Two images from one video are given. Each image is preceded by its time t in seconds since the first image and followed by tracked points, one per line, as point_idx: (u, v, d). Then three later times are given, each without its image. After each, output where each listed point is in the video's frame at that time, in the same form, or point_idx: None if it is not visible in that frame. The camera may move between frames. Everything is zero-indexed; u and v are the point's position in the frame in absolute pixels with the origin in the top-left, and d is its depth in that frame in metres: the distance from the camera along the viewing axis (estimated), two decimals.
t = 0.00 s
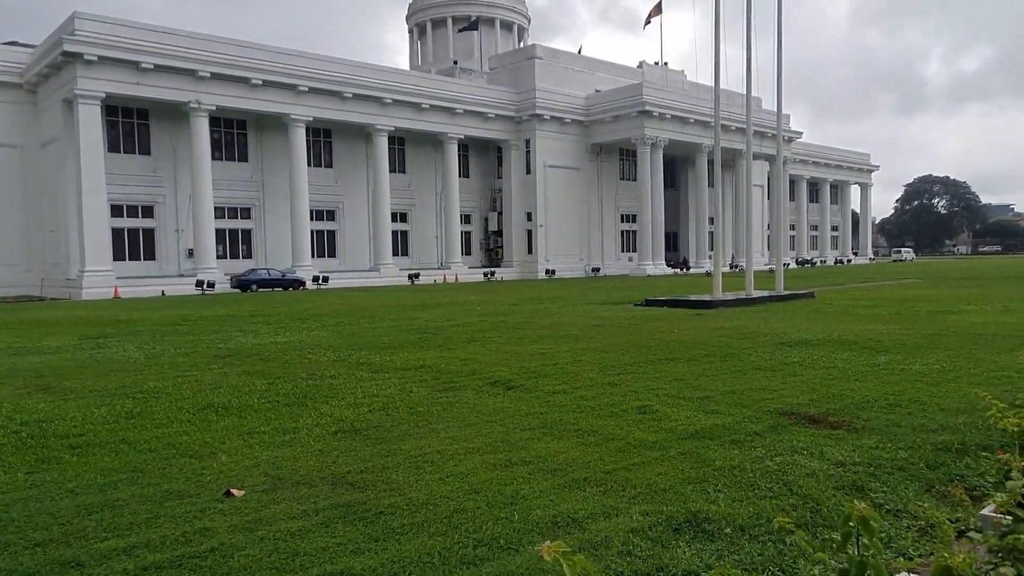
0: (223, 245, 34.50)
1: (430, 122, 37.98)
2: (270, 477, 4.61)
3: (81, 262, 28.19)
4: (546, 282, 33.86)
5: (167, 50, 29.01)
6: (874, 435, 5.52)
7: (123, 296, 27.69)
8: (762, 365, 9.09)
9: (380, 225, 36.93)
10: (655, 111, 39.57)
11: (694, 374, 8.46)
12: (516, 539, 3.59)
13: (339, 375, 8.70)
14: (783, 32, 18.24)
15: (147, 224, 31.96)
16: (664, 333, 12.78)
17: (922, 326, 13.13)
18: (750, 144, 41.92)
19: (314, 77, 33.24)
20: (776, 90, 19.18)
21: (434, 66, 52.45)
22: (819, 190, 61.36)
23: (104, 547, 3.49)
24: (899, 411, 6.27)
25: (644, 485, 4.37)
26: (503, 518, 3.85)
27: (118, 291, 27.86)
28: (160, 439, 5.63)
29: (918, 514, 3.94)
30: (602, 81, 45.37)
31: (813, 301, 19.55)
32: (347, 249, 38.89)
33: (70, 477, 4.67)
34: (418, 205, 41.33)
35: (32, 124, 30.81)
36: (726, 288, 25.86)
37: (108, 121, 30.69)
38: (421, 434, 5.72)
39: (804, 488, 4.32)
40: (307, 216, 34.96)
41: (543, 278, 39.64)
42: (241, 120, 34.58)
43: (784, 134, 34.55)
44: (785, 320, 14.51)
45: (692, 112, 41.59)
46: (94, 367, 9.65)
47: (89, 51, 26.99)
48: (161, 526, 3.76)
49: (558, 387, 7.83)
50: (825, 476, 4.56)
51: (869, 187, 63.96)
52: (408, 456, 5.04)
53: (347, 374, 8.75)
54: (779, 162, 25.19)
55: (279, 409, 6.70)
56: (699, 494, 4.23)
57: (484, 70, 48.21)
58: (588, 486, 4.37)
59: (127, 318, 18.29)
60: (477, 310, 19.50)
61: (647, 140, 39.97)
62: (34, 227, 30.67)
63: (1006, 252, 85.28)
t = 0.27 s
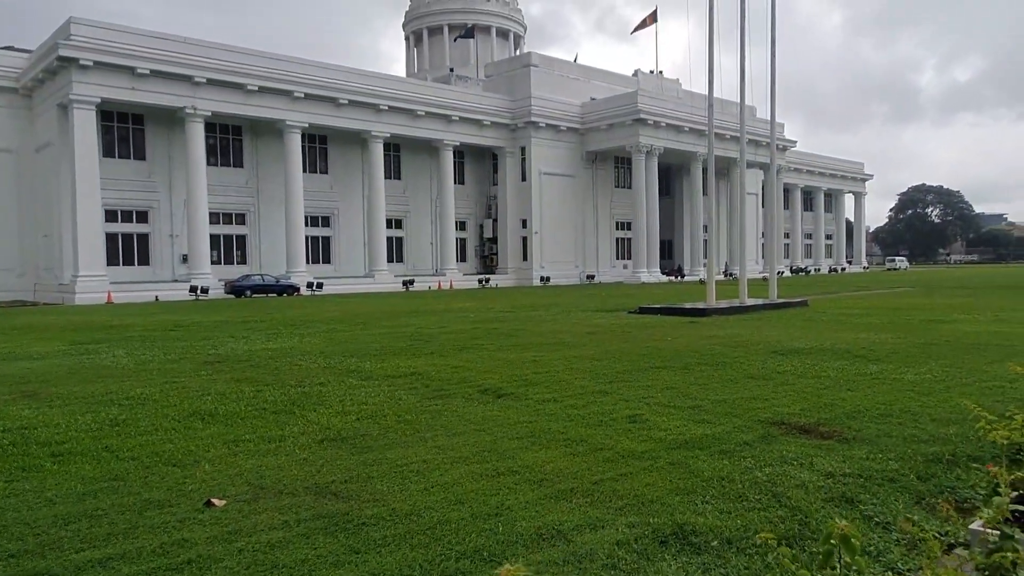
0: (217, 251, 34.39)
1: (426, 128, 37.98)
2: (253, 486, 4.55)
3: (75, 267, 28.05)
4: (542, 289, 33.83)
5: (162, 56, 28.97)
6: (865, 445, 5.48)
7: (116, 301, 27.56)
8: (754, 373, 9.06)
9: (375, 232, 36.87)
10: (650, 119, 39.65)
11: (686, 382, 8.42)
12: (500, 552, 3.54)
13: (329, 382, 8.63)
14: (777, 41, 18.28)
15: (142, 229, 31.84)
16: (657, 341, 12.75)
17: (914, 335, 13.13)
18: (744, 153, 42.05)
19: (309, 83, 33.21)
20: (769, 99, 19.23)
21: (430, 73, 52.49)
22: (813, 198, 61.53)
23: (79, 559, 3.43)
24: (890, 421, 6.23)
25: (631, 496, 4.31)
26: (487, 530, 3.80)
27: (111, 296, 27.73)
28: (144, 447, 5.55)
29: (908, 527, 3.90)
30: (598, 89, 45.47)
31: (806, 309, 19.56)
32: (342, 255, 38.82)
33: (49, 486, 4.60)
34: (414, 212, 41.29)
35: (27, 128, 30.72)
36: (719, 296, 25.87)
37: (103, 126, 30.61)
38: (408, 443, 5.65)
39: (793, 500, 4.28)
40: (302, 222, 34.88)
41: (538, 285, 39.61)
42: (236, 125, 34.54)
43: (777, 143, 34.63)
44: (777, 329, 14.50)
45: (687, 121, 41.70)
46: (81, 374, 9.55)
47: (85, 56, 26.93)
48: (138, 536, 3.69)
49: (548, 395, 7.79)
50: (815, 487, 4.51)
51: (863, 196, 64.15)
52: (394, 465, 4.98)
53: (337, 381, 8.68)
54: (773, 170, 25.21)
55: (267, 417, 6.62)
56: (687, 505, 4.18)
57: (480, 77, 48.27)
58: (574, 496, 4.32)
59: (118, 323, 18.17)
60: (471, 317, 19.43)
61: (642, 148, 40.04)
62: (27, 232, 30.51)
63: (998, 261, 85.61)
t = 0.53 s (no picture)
0: (216, 255, 34.34)
1: (425, 133, 37.97)
2: (238, 497, 4.49)
3: (73, 272, 28.00)
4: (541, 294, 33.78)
5: (162, 60, 28.98)
6: (860, 454, 5.42)
7: (114, 306, 27.51)
8: (749, 380, 9.00)
9: (374, 236, 36.84)
10: (649, 124, 39.66)
11: (680, 389, 8.37)
12: (485, 565, 3.48)
13: (322, 388, 8.58)
14: (774, 47, 18.29)
15: (141, 233, 31.81)
16: (653, 347, 12.70)
17: (910, 341, 13.11)
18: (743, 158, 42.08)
19: (308, 88, 33.21)
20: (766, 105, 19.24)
21: (430, 78, 52.52)
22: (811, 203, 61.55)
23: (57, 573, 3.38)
24: (884, 429, 6.18)
25: (621, 507, 4.26)
26: (473, 542, 3.74)
27: (109, 301, 27.67)
28: (131, 456, 5.50)
29: (900, 538, 3.84)
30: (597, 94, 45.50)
31: (803, 315, 19.54)
32: (341, 260, 38.77)
33: (33, 498, 4.55)
34: (413, 216, 41.26)
35: (27, 133, 30.71)
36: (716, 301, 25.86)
37: (102, 131, 30.61)
38: (398, 452, 5.59)
39: (784, 511, 4.22)
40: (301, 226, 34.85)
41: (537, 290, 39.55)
42: (236, 130, 34.54)
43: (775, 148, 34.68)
44: (774, 335, 14.45)
45: (686, 126, 41.72)
46: (75, 380, 9.50)
47: (84, 60, 26.94)
48: (119, 550, 3.64)
49: (542, 402, 7.74)
50: (807, 497, 4.46)
51: (861, 201, 64.16)
52: (382, 475, 4.92)
53: (330, 388, 8.63)
54: (770, 175, 25.19)
55: (257, 425, 6.56)
56: (677, 516, 4.13)
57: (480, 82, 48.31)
58: (563, 507, 4.26)
59: (114, 328, 18.10)
60: (468, 323, 19.40)
61: (641, 153, 40.04)
62: (26, 236, 30.46)
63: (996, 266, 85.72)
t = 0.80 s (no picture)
0: (215, 260, 34.28)
1: (424, 138, 37.98)
2: (224, 506, 4.46)
3: (72, 277, 27.96)
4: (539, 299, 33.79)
5: (161, 65, 29.00)
6: (853, 462, 5.38)
7: (113, 311, 27.48)
8: (743, 386, 8.98)
9: (373, 241, 36.82)
10: (648, 128, 39.70)
11: (675, 395, 8.33)
12: None
13: (316, 394, 8.54)
14: (770, 52, 18.31)
15: (140, 238, 31.78)
16: (648, 352, 12.68)
17: (905, 345, 13.11)
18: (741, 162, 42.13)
19: (307, 93, 33.22)
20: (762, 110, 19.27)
21: (429, 82, 52.54)
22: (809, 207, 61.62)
23: None
24: (877, 436, 6.15)
25: (608, 516, 4.23)
26: (459, 553, 3.71)
27: (108, 306, 27.65)
28: (119, 464, 5.45)
29: (892, 549, 3.81)
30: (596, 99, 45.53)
31: (800, 319, 19.54)
32: (340, 264, 38.73)
33: (18, 509, 4.52)
34: (412, 220, 41.24)
35: (26, 137, 30.70)
36: (713, 306, 25.86)
37: (102, 135, 30.61)
38: (388, 460, 5.55)
39: (775, 521, 4.18)
40: (299, 231, 34.83)
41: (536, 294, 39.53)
42: (235, 134, 34.54)
43: (772, 152, 34.74)
44: (770, 339, 14.43)
45: (684, 130, 41.76)
46: (69, 386, 9.47)
47: (84, 65, 26.96)
48: (101, 561, 3.62)
49: (536, 409, 7.71)
50: (798, 506, 4.43)
51: (859, 205, 64.22)
52: (369, 484, 4.89)
53: (324, 394, 8.59)
54: (766, 179, 25.20)
55: (248, 431, 6.52)
56: (666, 526, 4.10)
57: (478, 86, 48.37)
58: (551, 516, 4.23)
59: (111, 333, 18.03)
60: (465, 327, 19.40)
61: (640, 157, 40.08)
62: (26, 241, 30.42)
63: (993, 270, 85.93)
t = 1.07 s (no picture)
0: (214, 265, 34.25)
1: (423, 144, 37.99)
2: (213, 515, 4.42)
3: (71, 282, 27.89)
4: (539, 305, 33.74)
5: (161, 71, 29.02)
6: (850, 473, 5.33)
7: (112, 316, 27.42)
8: (740, 394, 8.94)
9: (372, 247, 36.79)
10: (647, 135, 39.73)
11: (671, 403, 8.29)
12: None
13: (312, 402, 8.50)
14: (769, 58, 18.31)
15: (139, 243, 31.76)
16: (646, 359, 12.65)
17: (904, 353, 13.07)
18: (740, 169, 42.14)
19: (306, 99, 33.25)
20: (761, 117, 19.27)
21: (429, 88, 52.57)
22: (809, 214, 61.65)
23: None
24: (874, 446, 6.11)
25: (601, 528, 4.19)
26: (449, 565, 3.67)
27: (107, 311, 27.60)
28: (110, 473, 5.42)
29: (887, 562, 3.78)
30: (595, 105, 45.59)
31: (798, 326, 19.51)
32: (339, 270, 38.70)
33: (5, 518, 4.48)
34: (411, 226, 41.24)
35: (26, 143, 30.71)
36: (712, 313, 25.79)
37: (101, 141, 30.62)
38: (380, 469, 5.52)
39: (768, 533, 4.15)
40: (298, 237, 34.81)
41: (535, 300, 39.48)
42: (234, 140, 34.56)
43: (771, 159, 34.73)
44: (768, 346, 14.40)
45: (683, 137, 41.80)
46: (63, 392, 9.41)
47: (84, 71, 26.98)
48: (87, 573, 3.57)
49: (531, 416, 7.67)
50: (793, 517, 4.39)
51: (858, 211, 64.24)
52: (362, 493, 4.86)
53: (319, 401, 8.55)
54: (765, 186, 25.18)
55: (241, 439, 6.49)
56: (659, 537, 4.06)
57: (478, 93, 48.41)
58: (543, 527, 4.20)
59: (108, 339, 18.00)
60: (463, 333, 19.37)
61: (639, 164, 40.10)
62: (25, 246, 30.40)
63: (993, 277, 85.95)
